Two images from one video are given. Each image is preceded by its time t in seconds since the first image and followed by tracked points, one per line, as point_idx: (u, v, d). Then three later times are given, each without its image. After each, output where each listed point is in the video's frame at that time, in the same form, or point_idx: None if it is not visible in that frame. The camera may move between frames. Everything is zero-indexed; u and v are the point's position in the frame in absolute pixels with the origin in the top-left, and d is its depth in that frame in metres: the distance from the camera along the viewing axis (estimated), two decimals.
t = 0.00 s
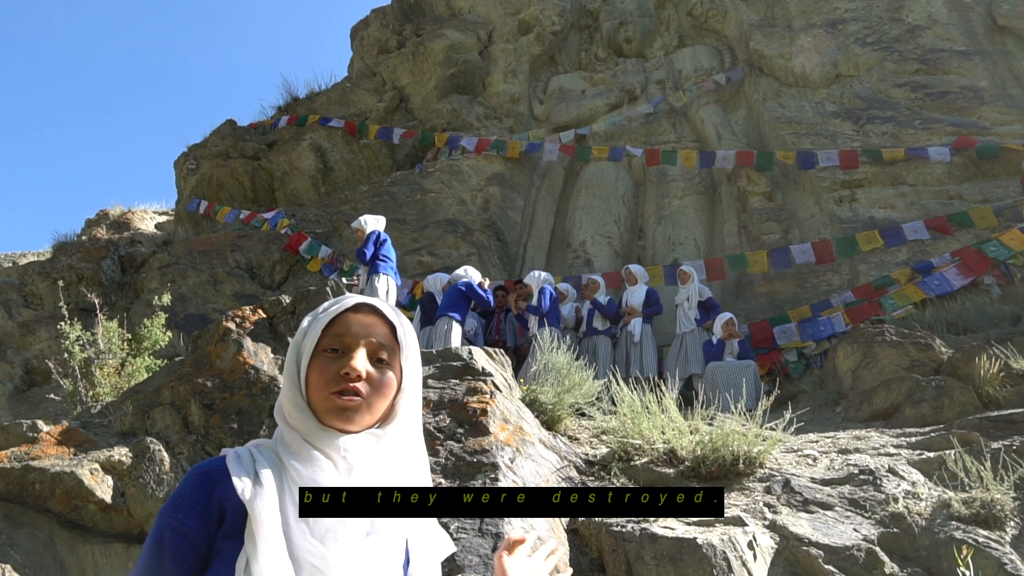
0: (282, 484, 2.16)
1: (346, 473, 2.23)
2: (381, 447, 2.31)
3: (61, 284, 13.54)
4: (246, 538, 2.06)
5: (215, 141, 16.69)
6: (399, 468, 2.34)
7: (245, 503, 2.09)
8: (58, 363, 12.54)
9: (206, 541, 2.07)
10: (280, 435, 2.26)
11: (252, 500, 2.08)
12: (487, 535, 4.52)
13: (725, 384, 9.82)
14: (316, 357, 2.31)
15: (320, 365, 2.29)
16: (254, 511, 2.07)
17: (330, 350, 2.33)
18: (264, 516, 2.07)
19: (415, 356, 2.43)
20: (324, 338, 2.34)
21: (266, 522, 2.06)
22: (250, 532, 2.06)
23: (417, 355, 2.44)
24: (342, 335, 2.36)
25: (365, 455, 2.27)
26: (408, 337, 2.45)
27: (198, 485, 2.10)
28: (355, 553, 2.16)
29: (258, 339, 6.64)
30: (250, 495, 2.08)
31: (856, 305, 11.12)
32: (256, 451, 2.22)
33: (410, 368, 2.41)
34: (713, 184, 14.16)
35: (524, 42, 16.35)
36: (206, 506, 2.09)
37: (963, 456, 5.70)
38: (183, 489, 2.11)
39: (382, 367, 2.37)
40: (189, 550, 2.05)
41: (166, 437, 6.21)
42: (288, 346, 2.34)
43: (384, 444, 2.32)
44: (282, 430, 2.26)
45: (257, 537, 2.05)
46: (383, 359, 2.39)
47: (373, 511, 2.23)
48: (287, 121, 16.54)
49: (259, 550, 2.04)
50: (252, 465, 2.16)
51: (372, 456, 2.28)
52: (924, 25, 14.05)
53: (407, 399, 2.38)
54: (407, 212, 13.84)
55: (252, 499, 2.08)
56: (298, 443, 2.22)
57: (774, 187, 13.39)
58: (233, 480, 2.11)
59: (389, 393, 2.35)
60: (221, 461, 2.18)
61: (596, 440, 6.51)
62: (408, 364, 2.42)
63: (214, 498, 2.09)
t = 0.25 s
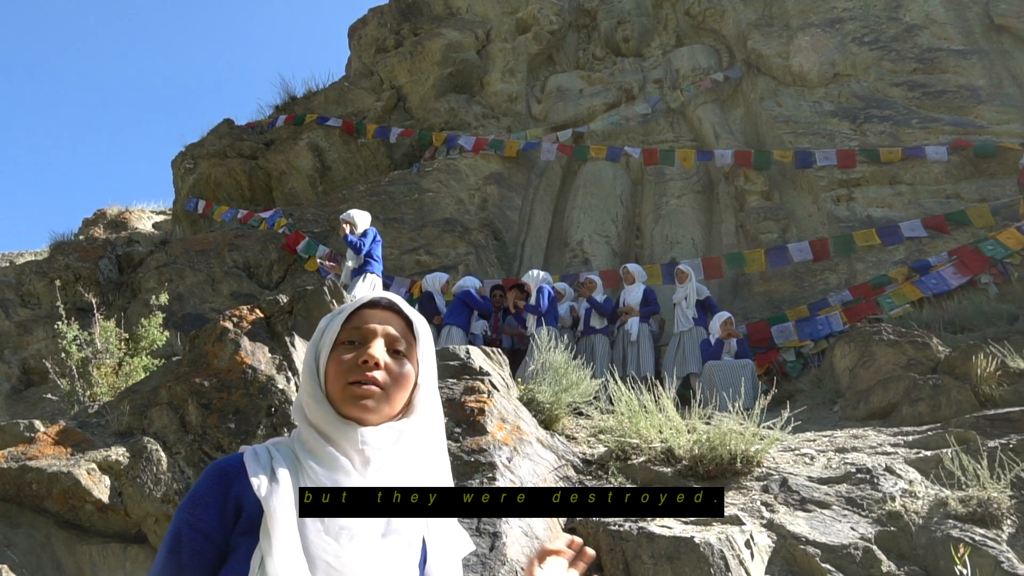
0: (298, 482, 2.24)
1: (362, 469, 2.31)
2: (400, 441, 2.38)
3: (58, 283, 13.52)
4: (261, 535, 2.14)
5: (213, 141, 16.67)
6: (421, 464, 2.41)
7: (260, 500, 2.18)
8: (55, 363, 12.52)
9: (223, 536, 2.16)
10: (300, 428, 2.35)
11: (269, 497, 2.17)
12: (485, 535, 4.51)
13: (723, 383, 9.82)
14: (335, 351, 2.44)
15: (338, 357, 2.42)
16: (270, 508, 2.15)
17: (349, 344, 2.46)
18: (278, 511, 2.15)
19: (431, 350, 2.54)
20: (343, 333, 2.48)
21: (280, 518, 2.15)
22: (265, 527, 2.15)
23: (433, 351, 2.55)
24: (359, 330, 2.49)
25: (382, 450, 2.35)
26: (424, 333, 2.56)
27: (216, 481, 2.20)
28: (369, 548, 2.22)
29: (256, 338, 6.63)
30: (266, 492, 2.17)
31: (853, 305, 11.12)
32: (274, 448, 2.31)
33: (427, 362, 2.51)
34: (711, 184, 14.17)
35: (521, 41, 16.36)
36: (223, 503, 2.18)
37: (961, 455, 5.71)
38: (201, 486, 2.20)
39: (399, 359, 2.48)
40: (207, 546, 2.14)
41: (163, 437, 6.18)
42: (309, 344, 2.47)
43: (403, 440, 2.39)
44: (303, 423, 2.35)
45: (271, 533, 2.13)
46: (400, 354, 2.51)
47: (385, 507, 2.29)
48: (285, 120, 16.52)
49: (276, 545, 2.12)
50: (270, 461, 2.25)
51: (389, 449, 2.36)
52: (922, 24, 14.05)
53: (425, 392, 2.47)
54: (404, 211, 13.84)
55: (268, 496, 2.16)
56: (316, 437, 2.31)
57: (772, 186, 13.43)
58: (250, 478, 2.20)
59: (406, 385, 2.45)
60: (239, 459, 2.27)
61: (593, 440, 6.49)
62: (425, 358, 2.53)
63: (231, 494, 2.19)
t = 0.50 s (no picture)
0: (313, 472, 2.28)
1: (377, 460, 2.35)
2: (415, 430, 2.41)
3: (55, 283, 13.49)
4: (273, 528, 2.19)
5: (210, 141, 16.67)
6: (437, 454, 2.43)
7: (275, 490, 2.23)
8: (52, 363, 12.50)
9: (238, 529, 2.23)
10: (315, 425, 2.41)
11: (282, 489, 2.21)
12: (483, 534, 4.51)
13: (721, 383, 9.84)
14: (346, 348, 2.51)
15: (348, 353, 2.48)
16: (283, 499, 2.20)
17: (358, 340, 2.52)
18: (289, 503, 2.19)
19: (442, 342, 2.59)
20: (354, 331, 2.55)
21: (293, 510, 2.19)
22: (277, 519, 2.20)
23: (445, 344, 2.59)
24: (369, 327, 2.56)
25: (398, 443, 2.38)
26: (434, 327, 2.61)
27: (232, 476, 2.27)
28: (376, 541, 2.23)
29: (253, 339, 6.64)
30: (280, 483, 2.22)
31: (850, 304, 11.12)
32: (292, 441, 2.37)
33: (438, 354, 2.56)
34: (707, 183, 14.18)
35: (518, 41, 16.36)
36: (238, 496, 2.25)
37: (956, 454, 5.72)
38: (219, 481, 2.27)
39: (409, 352, 2.53)
40: (224, 539, 2.21)
41: (159, 438, 6.15)
42: (323, 345, 2.55)
43: (418, 430, 2.42)
44: (317, 419, 2.41)
45: (282, 524, 2.17)
46: (411, 347, 2.55)
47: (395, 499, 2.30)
48: (282, 120, 16.52)
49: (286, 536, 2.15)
50: (285, 454, 2.31)
51: (404, 440, 2.39)
52: (918, 24, 14.07)
53: (437, 383, 2.52)
54: (401, 211, 13.84)
55: (281, 487, 2.21)
56: (326, 431, 2.36)
57: (768, 186, 13.47)
58: (265, 471, 2.25)
59: (417, 377, 2.49)
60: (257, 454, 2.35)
61: (591, 439, 6.50)
62: (437, 352, 2.57)
63: (247, 487, 2.26)
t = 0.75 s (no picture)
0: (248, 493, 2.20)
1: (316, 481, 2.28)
2: (352, 449, 2.35)
3: (67, 291, 13.53)
4: (212, 553, 2.12)
5: (221, 149, 16.71)
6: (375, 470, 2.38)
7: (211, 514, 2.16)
8: (64, 370, 12.53)
9: (175, 557, 2.13)
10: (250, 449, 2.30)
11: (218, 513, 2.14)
12: (491, 544, 4.49)
13: (731, 393, 9.80)
14: (282, 364, 2.37)
15: (285, 370, 2.35)
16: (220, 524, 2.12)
17: (296, 356, 2.38)
18: (228, 529, 2.12)
19: (381, 357, 2.47)
20: (289, 343, 2.40)
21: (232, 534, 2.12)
22: (216, 547, 2.13)
23: (384, 354, 2.48)
24: (306, 341, 2.41)
25: (336, 463, 2.32)
26: (375, 339, 2.49)
27: (165, 501, 2.16)
28: (329, 550, 2.23)
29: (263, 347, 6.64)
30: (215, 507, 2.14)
31: (861, 313, 11.07)
32: (226, 465, 2.27)
33: (377, 369, 2.45)
34: (717, 193, 14.15)
35: (528, 50, 16.38)
36: (173, 524, 2.15)
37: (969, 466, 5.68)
38: (151, 508, 2.16)
39: (348, 369, 2.41)
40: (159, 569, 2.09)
41: (169, 444, 6.18)
42: (256, 358, 2.40)
43: (355, 448, 2.36)
44: (252, 443, 2.30)
45: (223, 550, 2.11)
46: (350, 363, 2.44)
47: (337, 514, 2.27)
48: (292, 128, 16.55)
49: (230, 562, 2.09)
50: (220, 479, 2.20)
51: (339, 461, 2.33)
52: (929, 33, 14.02)
53: (376, 401, 2.42)
54: (412, 219, 13.86)
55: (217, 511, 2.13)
56: (265, 455, 2.27)
57: (779, 195, 13.45)
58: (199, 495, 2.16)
59: (355, 396, 2.39)
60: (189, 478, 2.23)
61: (600, 448, 6.48)
62: (377, 367, 2.46)
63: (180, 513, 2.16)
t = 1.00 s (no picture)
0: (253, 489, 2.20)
1: (324, 478, 2.28)
2: (362, 444, 2.35)
3: (68, 291, 13.52)
4: (217, 551, 2.12)
5: (223, 150, 16.72)
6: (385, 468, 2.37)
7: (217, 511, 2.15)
8: (64, 370, 12.53)
9: (182, 554, 2.14)
10: (261, 445, 2.30)
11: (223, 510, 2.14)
12: (491, 545, 4.49)
13: (731, 394, 9.80)
14: (292, 360, 2.35)
15: (295, 367, 2.33)
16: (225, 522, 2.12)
17: (306, 352, 2.37)
18: (232, 527, 2.12)
19: (392, 352, 2.46)
20: (298, 340, 2.38)
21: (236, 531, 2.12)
22: (220, 544, 2.13)
23: (395, 349, 2.47)
24: (316, 336, 2.40)
25: (347, 459, 2.32)
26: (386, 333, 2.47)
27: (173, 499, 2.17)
28: (331, 552, 2.22)
29: (263, 347, 6.65)
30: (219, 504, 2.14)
31: (862, 315, 11.06)
32: (235, 460, 2.27)
33: (389, 364, 2.44)
34: (718, 194, 14.15)
35: (529, 51, 16.38)
36: (181, 521, 2.16)
37: (970, 468, 5.68)
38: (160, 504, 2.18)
39: (358, 365, 2.40)
40: (166, 566, 2.11)
41: (169, 444, 6.20)
42: (266, 354, 2.39)
43: (365, 443, 2.35)
44: (263, 439, 2.29)
45: (226, 548, 2.11)
46: (361, 358, 2.42)
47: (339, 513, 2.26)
48: (294, 129, 16.56)
49: (233, 560, 2.09)
50: (228, 476, 2.20)
51: (349, 456, 2.32)
52: (931, 34, 14.02)
53: (387, 395, 2.40)
54: (412, 220, 13.86)
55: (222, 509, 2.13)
56: (275, 451, 2.27)
57: (780, 196, 13.45)
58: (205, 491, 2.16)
59: (366, 392, 2.38)
60: (199, 474, 2.23)
61: (600, 449, 6.48)
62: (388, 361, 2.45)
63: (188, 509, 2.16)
